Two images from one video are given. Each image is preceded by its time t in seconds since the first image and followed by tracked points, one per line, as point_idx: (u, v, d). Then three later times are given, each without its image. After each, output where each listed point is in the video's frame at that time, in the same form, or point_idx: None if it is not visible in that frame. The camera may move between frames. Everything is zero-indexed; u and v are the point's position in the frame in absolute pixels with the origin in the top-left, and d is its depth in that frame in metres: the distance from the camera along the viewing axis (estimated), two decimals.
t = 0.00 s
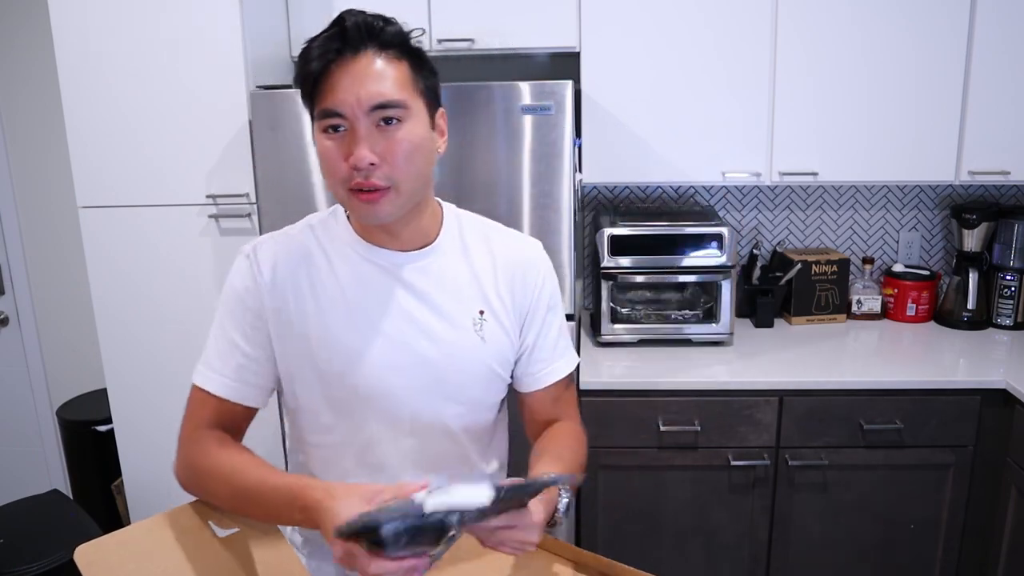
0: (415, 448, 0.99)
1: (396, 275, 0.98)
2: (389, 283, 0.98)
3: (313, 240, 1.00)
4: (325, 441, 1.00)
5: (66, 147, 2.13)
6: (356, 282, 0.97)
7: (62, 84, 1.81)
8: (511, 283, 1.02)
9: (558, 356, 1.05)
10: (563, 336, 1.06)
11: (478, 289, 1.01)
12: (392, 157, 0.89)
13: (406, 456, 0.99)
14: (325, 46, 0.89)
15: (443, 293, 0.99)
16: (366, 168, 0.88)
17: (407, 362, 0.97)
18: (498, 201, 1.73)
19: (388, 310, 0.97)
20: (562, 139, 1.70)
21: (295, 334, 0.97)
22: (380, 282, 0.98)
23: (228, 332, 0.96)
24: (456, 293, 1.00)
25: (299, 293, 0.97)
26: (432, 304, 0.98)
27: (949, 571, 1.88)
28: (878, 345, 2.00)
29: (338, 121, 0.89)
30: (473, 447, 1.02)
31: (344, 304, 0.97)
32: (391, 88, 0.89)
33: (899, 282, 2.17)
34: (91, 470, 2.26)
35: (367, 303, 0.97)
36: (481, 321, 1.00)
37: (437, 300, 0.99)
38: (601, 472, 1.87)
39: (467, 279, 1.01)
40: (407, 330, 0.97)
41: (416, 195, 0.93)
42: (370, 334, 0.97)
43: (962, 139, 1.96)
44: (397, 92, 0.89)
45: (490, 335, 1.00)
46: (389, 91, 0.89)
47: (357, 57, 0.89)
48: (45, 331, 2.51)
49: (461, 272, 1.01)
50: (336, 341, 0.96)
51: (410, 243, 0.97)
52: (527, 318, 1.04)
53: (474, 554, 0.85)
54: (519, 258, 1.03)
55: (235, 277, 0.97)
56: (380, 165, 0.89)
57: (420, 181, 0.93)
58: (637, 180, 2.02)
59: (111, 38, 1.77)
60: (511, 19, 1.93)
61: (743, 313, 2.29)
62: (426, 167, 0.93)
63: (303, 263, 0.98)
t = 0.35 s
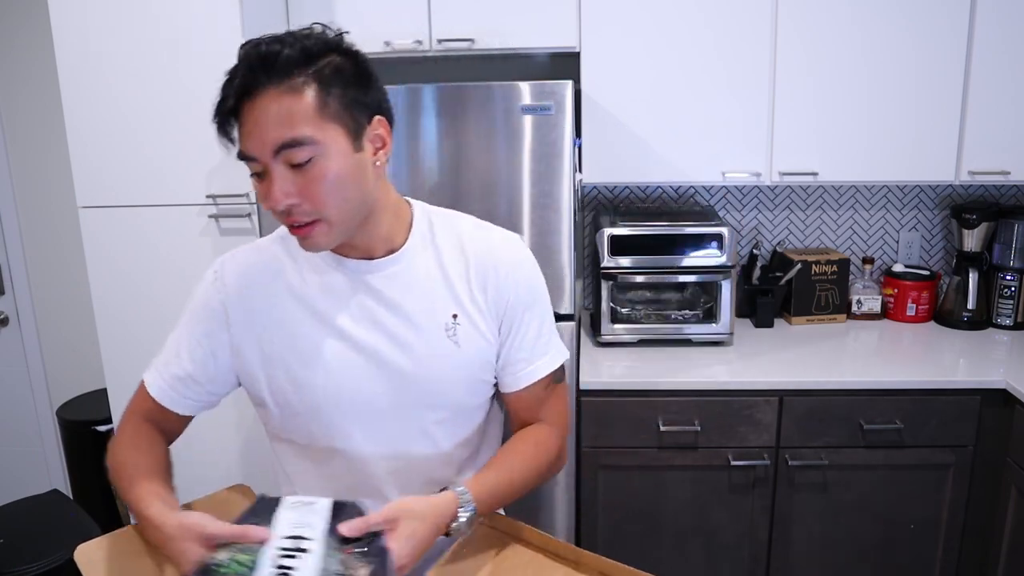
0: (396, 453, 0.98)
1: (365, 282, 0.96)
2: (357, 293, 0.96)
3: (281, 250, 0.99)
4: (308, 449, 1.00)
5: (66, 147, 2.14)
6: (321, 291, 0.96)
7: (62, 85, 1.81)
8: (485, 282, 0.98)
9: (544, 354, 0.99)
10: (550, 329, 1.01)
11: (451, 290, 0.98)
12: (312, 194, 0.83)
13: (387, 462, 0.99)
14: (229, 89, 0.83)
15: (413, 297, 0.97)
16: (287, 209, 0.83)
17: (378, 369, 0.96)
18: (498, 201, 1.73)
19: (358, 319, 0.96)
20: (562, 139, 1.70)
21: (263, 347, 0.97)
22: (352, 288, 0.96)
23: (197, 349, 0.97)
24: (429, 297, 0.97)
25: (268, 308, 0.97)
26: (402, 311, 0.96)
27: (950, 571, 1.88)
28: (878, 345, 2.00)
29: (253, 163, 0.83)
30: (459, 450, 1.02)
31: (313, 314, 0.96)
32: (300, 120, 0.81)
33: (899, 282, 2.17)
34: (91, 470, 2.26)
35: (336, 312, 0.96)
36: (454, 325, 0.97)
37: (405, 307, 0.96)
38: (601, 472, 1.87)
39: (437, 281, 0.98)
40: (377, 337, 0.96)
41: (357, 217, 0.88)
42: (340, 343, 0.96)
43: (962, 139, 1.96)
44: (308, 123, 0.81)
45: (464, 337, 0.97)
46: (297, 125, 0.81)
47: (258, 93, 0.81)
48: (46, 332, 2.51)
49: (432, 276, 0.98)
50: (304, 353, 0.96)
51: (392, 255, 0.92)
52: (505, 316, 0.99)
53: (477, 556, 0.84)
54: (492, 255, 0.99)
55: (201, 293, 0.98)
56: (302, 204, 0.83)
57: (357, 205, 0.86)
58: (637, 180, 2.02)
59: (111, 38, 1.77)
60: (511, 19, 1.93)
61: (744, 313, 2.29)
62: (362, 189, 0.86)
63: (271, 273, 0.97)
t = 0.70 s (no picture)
0: (371, 465, 0.96)
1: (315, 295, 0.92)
2: (310, 310, 0.92)
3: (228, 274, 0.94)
4: (279, 473, 0.97)
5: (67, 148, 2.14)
6: (273, 312, 0.92)
7: (62, 85, 1.81)
8: (437, 278, 0.95)
9: (505, 338, 0.95)
10: (511, 313, 0.96)
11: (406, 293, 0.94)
12: (266, 228, 0.78)
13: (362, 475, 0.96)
14: (168, 114, 0.74)
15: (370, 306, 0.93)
16: (239, 246, 0.78)
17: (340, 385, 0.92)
18: (498, 201, 1.73)
19: (313, 336, 0.92)
20: (562, 139, 1.70)
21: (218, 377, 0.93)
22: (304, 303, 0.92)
23: (146, 388, 0.92)
24: (384, 303, 0.93)
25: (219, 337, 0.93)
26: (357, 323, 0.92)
27: (950, 571, 1.88)
28: (878, 345, 2.00)
29: (198, 197, 0.77)
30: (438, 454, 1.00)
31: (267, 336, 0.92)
32: (248, 154, 0.75)
33: (899, 282, 2.17)
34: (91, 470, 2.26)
35: (286, 333, 0.92)
36: (410, 329, 0.93)
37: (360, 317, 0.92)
38: (601, 472, 1.87)
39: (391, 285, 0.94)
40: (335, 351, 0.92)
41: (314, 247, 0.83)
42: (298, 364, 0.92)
43: (962, 139, 1.96)
44: (260, 157, 0.75)
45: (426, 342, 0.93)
46: (249, 158, 0.75)
47: (203, 125, 0.73)
48: (47, 332, 2.52)
49: (384, 281, 0.94)
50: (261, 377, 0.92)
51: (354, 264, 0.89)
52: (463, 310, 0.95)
53: (477, 554, 0.84)
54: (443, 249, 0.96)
55: (145, 327, 0.93)
56: (254, 239, 0.78)
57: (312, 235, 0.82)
58: (637, 180, 2.02)
59: (111, 38, 1.77)
60: (511, 19, 1.93)
61: (744, 313, 2.29)
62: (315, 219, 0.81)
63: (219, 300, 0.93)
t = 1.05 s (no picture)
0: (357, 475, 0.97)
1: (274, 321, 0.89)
2: (272, 341, 0.89)
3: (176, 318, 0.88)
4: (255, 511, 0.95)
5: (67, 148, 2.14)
6: (233, 350, 0.88)
7: (62, 85, 1.81)
8: (386, 281, 0.97)
9: (456, 323, 0.99)
10: (456, 299, 1.01)
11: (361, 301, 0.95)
12: (261, 277, 0.79)
13: (349, 488, 0.97)
14: (147, 181, 0.69)
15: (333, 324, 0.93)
16: (233, 302, 0.79)
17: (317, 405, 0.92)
18: (498, 201, 1.73)
19: (282, 366, 0.90)
20: (562, 139, 1.70)
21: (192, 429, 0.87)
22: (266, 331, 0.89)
23: (113, 455, 0.85)
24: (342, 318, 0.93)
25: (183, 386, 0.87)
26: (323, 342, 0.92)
27: (950, 571, 1.88)
28: (878, 345, 2.01)
29: (184, 261, 0.74)
30: (413, 449, 1.03)
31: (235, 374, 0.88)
32: (245, 218, 0.74)
33: (899, 282, 2.17)
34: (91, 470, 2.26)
35: (246, 370, 0.89)
36: (372, 339, 0.94)
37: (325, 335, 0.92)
38: (601, 472, 1.87)
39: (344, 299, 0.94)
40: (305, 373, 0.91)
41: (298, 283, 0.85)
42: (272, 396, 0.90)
43: (962, 139, 1.96)
44: (252, 218, 0.75)
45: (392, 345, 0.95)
46: (242, 222, 0.74)
47: (195, 190, 0.70)
48: (47, 332, 2.52)
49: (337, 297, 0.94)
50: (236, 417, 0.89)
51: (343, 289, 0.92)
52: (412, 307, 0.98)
53: (480, 555, 0.85)
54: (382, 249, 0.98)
55: (101, 392, 0.84)
56: (247, 291, 0.79)
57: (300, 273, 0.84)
58: (637, 180, 2.02)
59: (110, 39, 1.77)
60: (511, 19, 1.93)
61: (744, 313, 2.29)
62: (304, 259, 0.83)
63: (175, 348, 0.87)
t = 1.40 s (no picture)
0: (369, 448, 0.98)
1: (301, 296, 0.91)
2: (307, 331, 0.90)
3: (212, 283, 0.86)
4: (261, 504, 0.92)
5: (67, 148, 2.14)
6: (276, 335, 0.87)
7: (62, 85, 1.81)
8: (403, 285, 1.01)
9: (459, 329, 1.06)
10: (460, 307, 1.09)
11: (379, 281, 0.98)
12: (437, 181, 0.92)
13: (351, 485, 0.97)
14: (382, 78, 0.84)
15: (356, 303, 0.95)
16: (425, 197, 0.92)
17: (355, 371, 0.93)
18: (498, 201, 1.73)
19: (316, 336, 0.91)
20: (562, 139, 1.70)
21: (234, 393, 0.84)
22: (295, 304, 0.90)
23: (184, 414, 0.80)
24: (363, 295, 0.96)
25: (225, 347, 0.84)
26: (351, 314, 0.94)
27: (950, 571, 1.88)
28: (878, 345, 2.00)
29: (421, 148, 0.88)
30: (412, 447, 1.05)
31: (278, 340, 0.87)
32: (442, 123, 0.89)
33: (899, 282, 2.17)
34: (90, 470, 2.26)
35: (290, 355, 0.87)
36: (393, 336, 0.97)
37: (350, 313, 0.94)
38: (601, 472, 1.87)
39: (360, 282, 0.96)
40: (342, 345, 0.92)
41: (392, 232, 0.94)
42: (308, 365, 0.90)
43: (962, 139, 1.96)
44: (439, 128, 0.89)
45: (413, 322, 0.99)
46: (434, 127, 0.88)
47: (429, 96, 0.86)
48: (47, 332, 2.51)
49: (358, 277, 0.97)
50: (283, 388, 0.84)
51: (396, 238, 0.97)
52: (427, 287, 1.04)
53: (482, 554, 0.85)
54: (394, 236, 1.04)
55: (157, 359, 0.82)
56: (428, 193, 0.92)
57: (395, 219, 0.92)
58: (636, 180, 2.02)
59: (110, 39, 1.77)
60: (512, 20, 1.93)
61: (744, 313, 2.29)
62: (398, 205, 0.91)
63: (213, 312, 0.85)
